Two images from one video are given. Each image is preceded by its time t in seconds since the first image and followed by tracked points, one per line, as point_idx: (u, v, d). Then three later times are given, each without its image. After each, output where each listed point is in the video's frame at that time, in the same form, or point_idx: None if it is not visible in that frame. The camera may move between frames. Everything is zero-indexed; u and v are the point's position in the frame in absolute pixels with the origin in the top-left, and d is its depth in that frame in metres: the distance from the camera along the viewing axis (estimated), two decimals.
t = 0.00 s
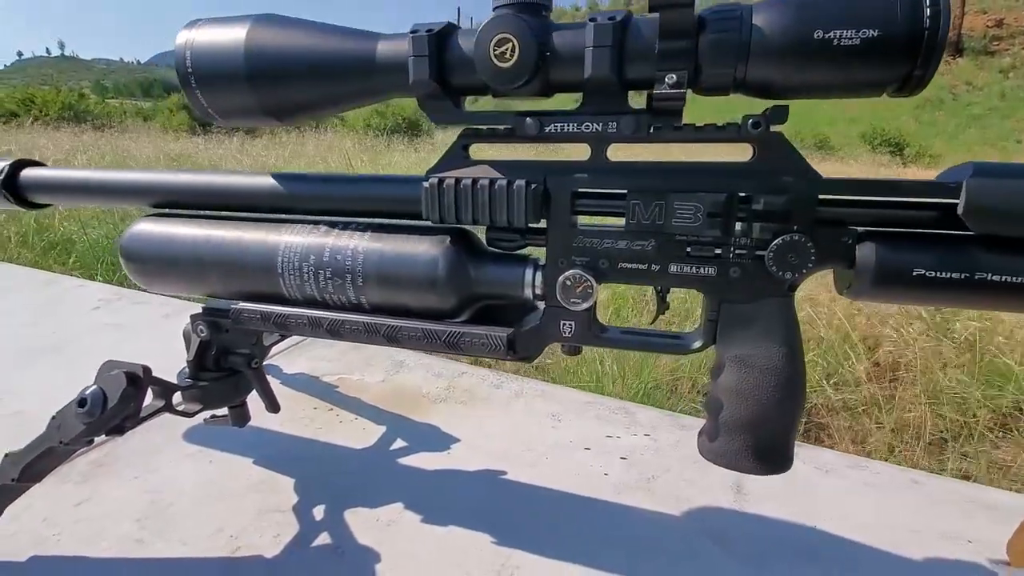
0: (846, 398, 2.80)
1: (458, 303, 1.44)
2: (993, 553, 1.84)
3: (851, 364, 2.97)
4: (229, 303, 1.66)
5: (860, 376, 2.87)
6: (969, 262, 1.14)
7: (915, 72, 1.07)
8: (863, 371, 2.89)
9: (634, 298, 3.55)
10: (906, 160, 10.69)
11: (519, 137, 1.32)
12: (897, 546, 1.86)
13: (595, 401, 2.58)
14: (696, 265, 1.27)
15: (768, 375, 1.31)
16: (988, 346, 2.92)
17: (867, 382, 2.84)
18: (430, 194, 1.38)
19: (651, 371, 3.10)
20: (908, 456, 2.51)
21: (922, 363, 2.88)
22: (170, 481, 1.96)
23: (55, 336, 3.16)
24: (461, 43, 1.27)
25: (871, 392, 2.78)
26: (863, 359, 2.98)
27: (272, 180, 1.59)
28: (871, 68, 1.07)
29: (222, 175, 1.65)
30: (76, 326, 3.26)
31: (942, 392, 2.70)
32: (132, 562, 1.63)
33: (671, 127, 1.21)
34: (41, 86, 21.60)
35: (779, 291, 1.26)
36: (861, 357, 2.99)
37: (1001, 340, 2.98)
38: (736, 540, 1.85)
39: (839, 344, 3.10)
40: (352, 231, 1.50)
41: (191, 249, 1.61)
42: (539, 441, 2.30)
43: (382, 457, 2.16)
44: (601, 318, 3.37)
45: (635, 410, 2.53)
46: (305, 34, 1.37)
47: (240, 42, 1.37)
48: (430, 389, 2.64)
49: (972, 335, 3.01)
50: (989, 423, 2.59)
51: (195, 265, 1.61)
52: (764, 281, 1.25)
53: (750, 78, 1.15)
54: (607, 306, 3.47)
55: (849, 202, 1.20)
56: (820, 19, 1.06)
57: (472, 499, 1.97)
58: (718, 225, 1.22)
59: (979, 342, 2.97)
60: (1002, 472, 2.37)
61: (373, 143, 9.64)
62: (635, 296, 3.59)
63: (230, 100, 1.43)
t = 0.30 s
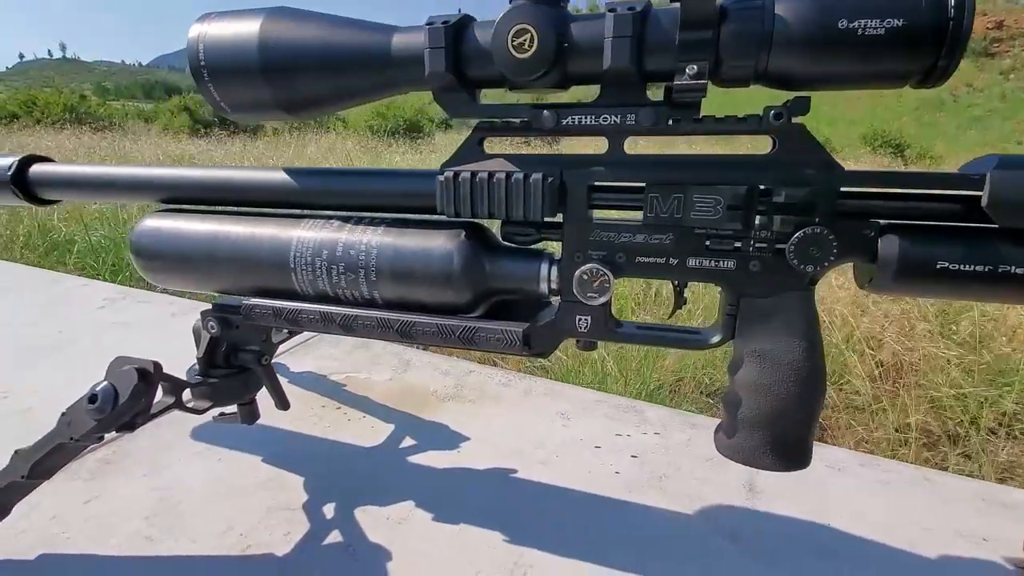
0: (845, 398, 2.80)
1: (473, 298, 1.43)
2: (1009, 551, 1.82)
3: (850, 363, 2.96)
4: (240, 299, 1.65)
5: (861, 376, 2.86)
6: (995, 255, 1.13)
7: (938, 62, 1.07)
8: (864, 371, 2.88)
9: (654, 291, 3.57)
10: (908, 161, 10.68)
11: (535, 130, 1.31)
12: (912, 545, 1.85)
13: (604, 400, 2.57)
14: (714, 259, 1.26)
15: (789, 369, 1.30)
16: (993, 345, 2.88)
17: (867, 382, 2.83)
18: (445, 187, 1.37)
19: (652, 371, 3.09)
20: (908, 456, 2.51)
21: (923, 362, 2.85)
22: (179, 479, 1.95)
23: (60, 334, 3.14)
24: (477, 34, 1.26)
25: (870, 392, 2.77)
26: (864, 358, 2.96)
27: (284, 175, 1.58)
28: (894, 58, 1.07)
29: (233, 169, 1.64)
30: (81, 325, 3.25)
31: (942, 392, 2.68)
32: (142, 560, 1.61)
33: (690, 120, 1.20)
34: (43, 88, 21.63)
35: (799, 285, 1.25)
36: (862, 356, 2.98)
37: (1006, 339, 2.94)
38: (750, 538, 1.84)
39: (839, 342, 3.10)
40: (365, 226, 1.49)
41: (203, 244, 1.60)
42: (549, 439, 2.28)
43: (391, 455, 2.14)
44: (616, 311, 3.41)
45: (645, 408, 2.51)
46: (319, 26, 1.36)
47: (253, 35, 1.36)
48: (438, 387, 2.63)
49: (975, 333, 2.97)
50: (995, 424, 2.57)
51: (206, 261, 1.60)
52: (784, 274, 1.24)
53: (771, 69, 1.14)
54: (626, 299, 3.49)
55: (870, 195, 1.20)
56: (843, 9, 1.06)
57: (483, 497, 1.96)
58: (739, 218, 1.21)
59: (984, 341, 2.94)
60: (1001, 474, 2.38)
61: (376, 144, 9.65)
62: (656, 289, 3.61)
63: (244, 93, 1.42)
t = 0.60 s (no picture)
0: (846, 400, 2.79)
1: (490, 290, 1.41)
2: None
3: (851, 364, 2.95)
4: (252, 292, 1.63)
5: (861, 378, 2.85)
6: None
7: (967, 48, 1.05)
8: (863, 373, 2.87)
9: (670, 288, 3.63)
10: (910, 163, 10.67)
11: (555, 118, 1.29)
12: (931, 542, 1.82)
13: (615, 397, 2.54)
14: (737, 249, 1.24)
15: (813, 361, 1.28)
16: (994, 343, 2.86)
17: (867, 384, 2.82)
18: (462, 176, 1.35)
19: (657, 371, 3.09)
20: (912, 456, 2.48)
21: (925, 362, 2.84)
22: (187, 475, 1.92)
23: (65, 331, 3.12)
24: (497, 21, 1.24)
25: (870, 393, 2.76)
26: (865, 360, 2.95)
27: (298, 166, 1.56)
28: (923, 42, 1.06)
29: (245, 161, 1.62)
30: (86, 322, 3.23)
31: (944, 392, 2.67)
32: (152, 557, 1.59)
33: (714, 107, 1.19)
34: (44, 89, 21.63)
35: (824, 275, 1.23)
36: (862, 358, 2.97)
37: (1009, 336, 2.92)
38: (765, 536, 1.81)
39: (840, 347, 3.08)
40: (380, 217, 1.47)
41: (215, 236, 1.58)
42: (560, 436, 2.26)
43: (401, 452, 2.12)
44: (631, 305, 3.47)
45: (656, 405, 2.49)
46: (335, 14, 1.35)
47: (269, 22, 1.34)
48: (446, 384, 2.61)
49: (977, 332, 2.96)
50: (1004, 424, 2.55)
51: (218, 253, 1.58)
52: (809, 264, 1.22)
53: (797, 55, 1.13)
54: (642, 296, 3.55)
55: (897, 183, 1.18)
56: None
57: (495, 494, 1.94)
58: (764, 206, 1.19)
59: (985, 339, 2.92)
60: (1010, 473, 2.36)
61: (376, 146, 9.65)
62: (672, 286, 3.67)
63: (258, 82, 1.40)
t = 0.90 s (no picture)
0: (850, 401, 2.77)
1: (507, 285, 1.40)
2: None
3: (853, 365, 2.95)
4: (265, 289, 1.62)
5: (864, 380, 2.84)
6: None
7: (995, 39, 1.04)
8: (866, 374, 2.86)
9: (689, 283, 3.66)
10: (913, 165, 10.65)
11: (574, 112, 1.28)
12: (948, 542, 1.81)
13: (624, 397, 2.53)
14: (758, 244, 1.23)
15: (835, 357, 1.27)
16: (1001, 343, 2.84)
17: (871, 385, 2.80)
18: (480, 171, 1.33)
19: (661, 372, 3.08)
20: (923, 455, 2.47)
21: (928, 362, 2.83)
22: (197, 474, 1.91)
23: (70, 330, 3.11)
24: (516, 13, 1.23)
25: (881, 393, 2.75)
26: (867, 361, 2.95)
27: (312, 162, 1.55)
28: (950, 33, 1.05)
29: (258, 157, 1.61)
30: (91, 321, 3.21)
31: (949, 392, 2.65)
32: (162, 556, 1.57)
33: (737, 101, 1.18)
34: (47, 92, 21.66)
35: (846, 269, 1.22)
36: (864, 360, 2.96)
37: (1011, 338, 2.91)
38: (781, 535, 1.80)
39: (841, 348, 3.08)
40: (395, 213, 1.45)
41: (228, 232, 1.56)
42: (571, 435, 2.25)
43: (412, 451, 2.11)
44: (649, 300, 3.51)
45: (666, 405, 2.47)
46: (352, 7, 1.33)
47: (284, 16, 1.33)
48: (455, 383, 2.60)
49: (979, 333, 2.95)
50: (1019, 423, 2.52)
51: (230, 250, 1.57)
52: (831, 258, 1.21)
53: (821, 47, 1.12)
54: (661, 291, 3.59)
55: (920, 177, 1.18)
56: None
57: (507, 494, 1.92)
58: (786, 200, 1.18)
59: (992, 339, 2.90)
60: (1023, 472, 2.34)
61: (377, 148, 9.64)
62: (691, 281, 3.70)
63: (273, 76, 1.39)
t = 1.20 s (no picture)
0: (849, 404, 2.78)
1: (527, 284, 1.39)
2: None
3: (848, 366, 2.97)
4: (281, 288, 1.61)
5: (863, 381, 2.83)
6: None
7: None
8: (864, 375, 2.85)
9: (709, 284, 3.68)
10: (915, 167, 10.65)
11: (596, 108, 1.27)
12: (969, 543, 1.79)
13: (637, 397, 2.51)
14: (784, 242, 1.22)
15: (861, 356, 1.26)
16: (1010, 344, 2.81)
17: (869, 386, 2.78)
18: (501, 168, 1.32)
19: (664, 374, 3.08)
20: (939, 454, 2.38)
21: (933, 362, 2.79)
22: (210, 475, 1.89)
23: (77, 331, 3.09)
24: (539, 9, 1.22)
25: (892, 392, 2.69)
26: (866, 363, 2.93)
27: (330, 160, 1.54)
28: (981, 29, 1.05)
29: (273, 155, 1.60)
30: (97, 322, 3.20)
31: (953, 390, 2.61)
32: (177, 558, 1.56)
33: (763, 97, 1.17)
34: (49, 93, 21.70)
35: (873, 267, 1.21)
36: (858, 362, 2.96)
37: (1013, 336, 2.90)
38: (799, 537, 1.78)
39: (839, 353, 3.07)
40: (414, 211, 1.44)
41: (243, 231, 1.55)
42: (584, 436, 2.23)
43: (425, 451, 2.09)
44: (669, 299, 3.55)
45: (679, 406, 2.46)
46: (372, 3, 1.33)
47: (304, 12, 1.33)
48: (466, 384, 2.58)
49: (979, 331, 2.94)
50: None
51: (245, 249, 1.56)
52: (858, 256, 1.21)
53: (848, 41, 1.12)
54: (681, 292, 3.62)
55: (949, 174, 1.17)
56: None
57: (522, 495, 1.90)
58: (814, 197, 1.17)
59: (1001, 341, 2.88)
60: None
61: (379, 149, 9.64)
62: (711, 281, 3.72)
63: (291, 73, 1.38)
